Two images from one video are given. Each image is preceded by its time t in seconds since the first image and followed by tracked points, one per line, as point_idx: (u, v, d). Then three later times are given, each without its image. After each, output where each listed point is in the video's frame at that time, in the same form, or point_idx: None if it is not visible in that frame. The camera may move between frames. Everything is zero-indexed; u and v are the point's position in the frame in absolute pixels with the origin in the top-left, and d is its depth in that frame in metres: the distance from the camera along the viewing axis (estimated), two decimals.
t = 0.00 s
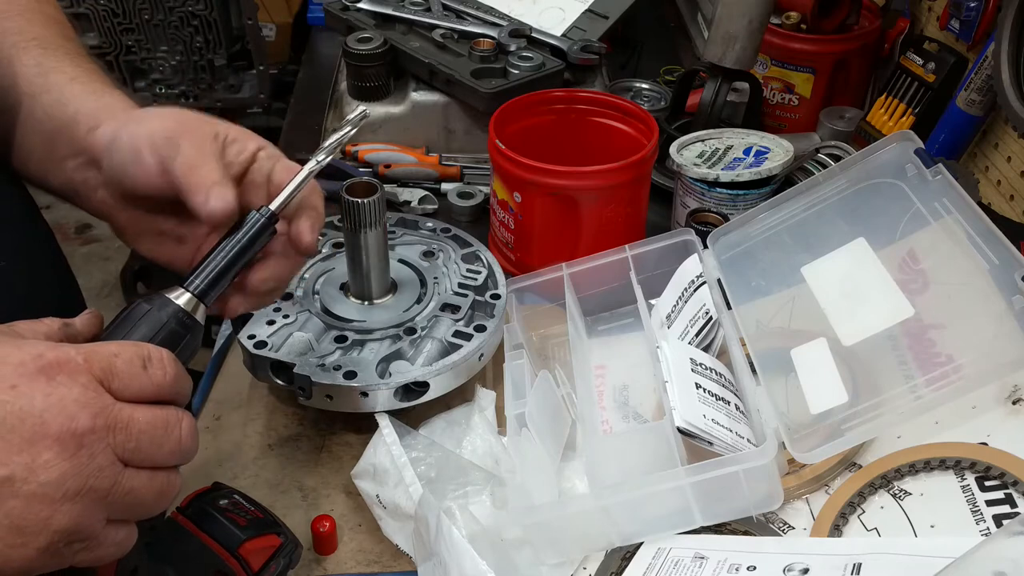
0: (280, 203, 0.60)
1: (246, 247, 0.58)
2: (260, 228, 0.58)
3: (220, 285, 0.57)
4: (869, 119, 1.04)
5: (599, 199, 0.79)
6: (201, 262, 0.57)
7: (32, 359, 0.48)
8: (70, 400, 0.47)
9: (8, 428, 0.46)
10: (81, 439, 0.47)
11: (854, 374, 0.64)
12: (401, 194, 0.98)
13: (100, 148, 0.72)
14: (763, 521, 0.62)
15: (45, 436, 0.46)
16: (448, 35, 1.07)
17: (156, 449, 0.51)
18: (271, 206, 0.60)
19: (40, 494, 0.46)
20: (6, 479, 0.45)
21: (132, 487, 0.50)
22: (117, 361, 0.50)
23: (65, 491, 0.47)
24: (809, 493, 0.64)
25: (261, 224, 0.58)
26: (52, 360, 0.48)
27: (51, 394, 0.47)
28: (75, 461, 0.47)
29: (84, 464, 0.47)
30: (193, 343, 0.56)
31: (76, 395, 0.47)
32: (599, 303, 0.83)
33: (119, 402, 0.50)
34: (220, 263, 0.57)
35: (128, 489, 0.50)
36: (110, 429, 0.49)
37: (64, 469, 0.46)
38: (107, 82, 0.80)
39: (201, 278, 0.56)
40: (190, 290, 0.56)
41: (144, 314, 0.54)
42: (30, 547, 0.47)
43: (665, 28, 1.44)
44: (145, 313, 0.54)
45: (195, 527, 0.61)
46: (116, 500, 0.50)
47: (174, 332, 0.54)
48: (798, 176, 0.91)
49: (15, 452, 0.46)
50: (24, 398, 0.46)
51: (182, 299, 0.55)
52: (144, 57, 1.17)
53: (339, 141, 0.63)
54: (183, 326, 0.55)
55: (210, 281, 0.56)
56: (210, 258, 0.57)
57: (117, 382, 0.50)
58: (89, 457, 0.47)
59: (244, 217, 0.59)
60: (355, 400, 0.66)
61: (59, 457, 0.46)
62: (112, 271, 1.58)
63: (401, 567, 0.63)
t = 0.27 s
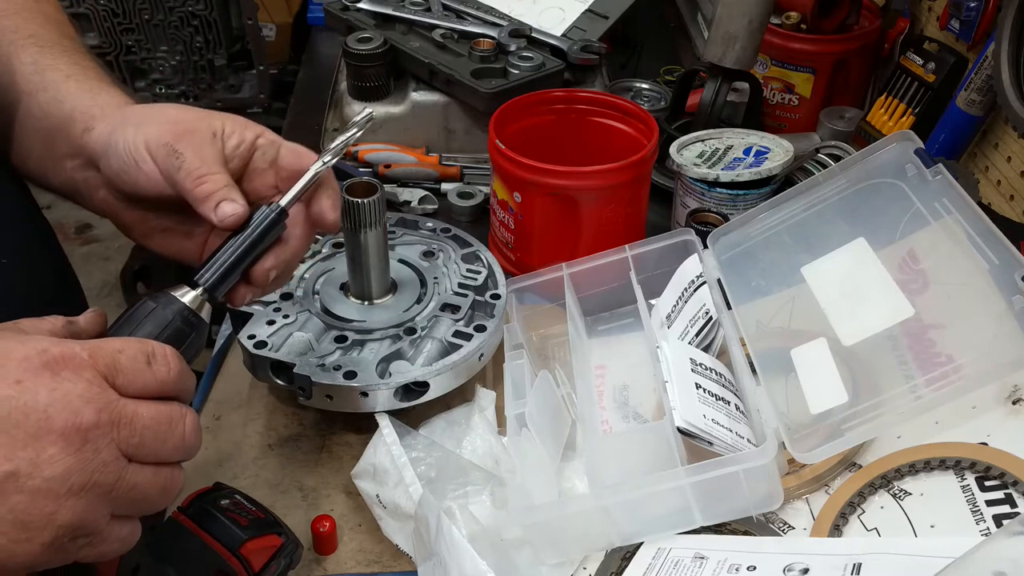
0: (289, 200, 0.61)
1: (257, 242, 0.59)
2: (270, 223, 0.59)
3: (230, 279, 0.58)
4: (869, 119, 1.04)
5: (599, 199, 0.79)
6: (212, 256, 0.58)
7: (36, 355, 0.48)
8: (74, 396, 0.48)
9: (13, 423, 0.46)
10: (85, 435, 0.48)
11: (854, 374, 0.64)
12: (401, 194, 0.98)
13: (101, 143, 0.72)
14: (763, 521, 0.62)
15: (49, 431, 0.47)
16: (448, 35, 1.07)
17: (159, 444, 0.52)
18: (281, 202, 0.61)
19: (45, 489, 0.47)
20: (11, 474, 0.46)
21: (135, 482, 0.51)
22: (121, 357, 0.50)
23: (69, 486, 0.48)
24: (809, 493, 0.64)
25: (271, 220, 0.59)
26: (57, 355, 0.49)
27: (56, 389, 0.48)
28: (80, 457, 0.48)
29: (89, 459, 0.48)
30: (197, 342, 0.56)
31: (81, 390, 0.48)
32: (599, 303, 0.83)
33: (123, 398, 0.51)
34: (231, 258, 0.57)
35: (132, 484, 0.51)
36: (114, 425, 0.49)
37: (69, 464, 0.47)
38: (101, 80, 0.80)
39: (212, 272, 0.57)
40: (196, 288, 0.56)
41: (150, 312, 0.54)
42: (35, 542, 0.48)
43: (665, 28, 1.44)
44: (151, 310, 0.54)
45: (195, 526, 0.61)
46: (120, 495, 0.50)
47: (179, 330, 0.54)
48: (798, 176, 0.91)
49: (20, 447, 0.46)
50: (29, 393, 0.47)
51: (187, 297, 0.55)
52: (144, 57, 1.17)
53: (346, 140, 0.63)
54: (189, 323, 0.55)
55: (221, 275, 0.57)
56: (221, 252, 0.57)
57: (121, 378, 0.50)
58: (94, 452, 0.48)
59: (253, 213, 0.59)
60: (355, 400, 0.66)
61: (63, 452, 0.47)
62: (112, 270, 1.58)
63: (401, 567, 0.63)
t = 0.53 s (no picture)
0: (303, 180, 0.61)
1: (272, 223, 0.59)
2: (284, 204, 0.59)
3: (245, 261, 0.58)
4: (869, 118, 1.04)
5: (599, 199, 0.79)
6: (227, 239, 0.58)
7: (35, 355, 0.49)
8: (73, 395, 0.48)
9: (11, 422, 0.47)
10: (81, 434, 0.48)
11: (854, 374, 0.64)
12: (401, 194, 0.98)
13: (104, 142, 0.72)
14: (763, 521, 0.62)
15: (47, 431, 0.47)
16: (448, 35, 1.07)
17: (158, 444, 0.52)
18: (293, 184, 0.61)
19: (42, 489, 0.47)
20: (9, 473, 0.46)
21: (133, 482, 0.51)
22: (119, 356, 0.50)
23: (67, 485, 0.48)
24: (809, 493, 0.64)
25: (285, 200, 0.59)
26: (54, 355, 0.49)
27: (54, 388, 0.48)
28: (78, 456, 0.48)
29: (87, 459, 0.48)
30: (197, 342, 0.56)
31: (79, 389, 0.48)
32: (599, 303, 0.83)
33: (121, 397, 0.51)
34: (245, 239, 0.58)
35: (130, 484, 0.51)
36: (112, 424, 0.49)
37: (67, 464, 0.48)
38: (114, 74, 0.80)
39: (227, 253, 0.57)
40: (194, 289, 0.56)
41: (149, 312, 0.54)
42: (34, 541, 0.48)
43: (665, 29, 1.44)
44: (150, 310, 0.54)
45: (195, 526, 0.61)
46: (118, 495, 0.51)
47: (178, 330, 0.54)
48: (798, 176, 0.91)
49: (18, 447, 0.47)
50: (27, 393, 0.47)
51: (185, 298, 0.55)
52: (144, 56, 1.17)
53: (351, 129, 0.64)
54: (187, 323, 0.55)
55: (235, 257, 0.57)
56: (235, 234, 0.58)
57: (119, 377, 0.50)
58: (92, 452, 0.49)
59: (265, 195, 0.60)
60: (355, 400, 0.66)
61: (61, 452, 0.48)
62: (112, 270, 1.58)
63: (401, 567, 0.63)
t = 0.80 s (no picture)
0: (304, 184, 0.62)
1: (273, 225, 0.59)
2: (285, 206, 0.60)
3: (245, 263, 0.58)
4: (869, 119, 1.05)
5: (599, 199, 0.79)
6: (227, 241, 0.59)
7: (33, 355, 0.49)
8: (72, 395, 0.48)
9: (10, 423, 0.47)
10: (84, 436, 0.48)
11: (854, 374, 0.64)
12: (401, 194, 0.98)
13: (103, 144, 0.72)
14: (763, 521, 0.62)
15: (46, 431, 0.47)
16: (448, 35, 1.07)
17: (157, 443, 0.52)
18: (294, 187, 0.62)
19: (42, 489, 0.47)
20: (9, 474, 0.46)
21: (133, 482, 0.51)
22: (117, 356, 0.50)
23: (67, 485, 0.48)
24: (809, 493, 0.64)
25: (286, 203, 0.60)
26: (53, 355, 0.49)
27: (52, 388, 0.48)
28: (77, 457, 0.48)
29: (86, 459, 0.48)
30: (196, 343, 0.56)
31: (78, 390, 0.48)
32: (599, 303, 0.83)
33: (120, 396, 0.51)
34: (246, 241, 0.58)
35: (129, 484, 0.51)
36: (111, 425, 0.49)
37: (66, 464, 0.48)
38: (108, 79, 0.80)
39: (227, 254, 0.57)
40: (195, 289, 0.56)
41: (148, 313, 0.54)
42: (32, 542, 0.48)
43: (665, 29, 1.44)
44: (149, 311, 0.54)
45: (195, 526, 0.61)
46: (117, 495, 0.51)
47: (177, 331, 0.54)
48: (798, 176, 0.91)
49: (17, 447, 0.47)
50: (26, 393, 0.47)
51: (185, 298, 0.55)
52: (144, 57, 1.17)
53: (352, 134, 0.64)
54: (187, 324, 0.55)
55: (236, 258, 0.57)
56: (235, 235, 0.58)
57: (117, 377, 0.50)
58: (91, 452, 0.49)
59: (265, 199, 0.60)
60: (355, 400, 0.66)
61: (60, 452, 0.48)
62: (112, 270, 1.58)
63: (401, 567, 0.63)
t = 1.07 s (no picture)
0: (303, 184, 0.62)
1: (272, 225, 0.59)
2: (285, 207, 0.60)
3: (245, 263, 0.58)
4: (869, 119, 1.05)
5: (599, 199, 0.79)
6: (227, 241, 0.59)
7: (29, 355, 0.49)
8: (67, 394, 0.48)
9: (6, 423, 0.47)
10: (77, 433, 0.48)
11: (854, 374, 0.64)
12: (401, 194, 0.98)
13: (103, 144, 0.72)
14: (763, 521, 0.62)
15: (42, 431, 0.47)
16: (449, 35, 1.07)
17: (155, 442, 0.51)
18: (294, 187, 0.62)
19: (38, 489, 0.47)
20: (6, 473, 0.47)
21: (131, 480, 0.51)
22: (113, 353, 0.50)
23: (62, 485, 0.48)
24: (809, 493, 0.64)
25: (286, 203, 0.60)
26: (48, 355, 0.49)
27: (48, 388, 0.48)
28: (73, 456, 0.48)
29: (83, 458, 0.48)
30: (196, 342, 0.56)
31: (74, 389, 0.48)
32: (600, 303, 0.83)
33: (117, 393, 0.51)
34: (246, 241, 0.58)
35: (127, 484, 0.51)
36: (107, 424, 0.49)
37: (62, 464, 0.48)
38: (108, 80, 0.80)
39: (227, 254, 0.57)
40: (194, 289, 0.56)
41: (148, 313, 0.54)
42: (29, 542, 0.48)
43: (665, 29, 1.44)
44: (149, 311, 0.54)
45: (194, 526, 0.61)
46: (115, 495, 0.51)
47: (177, 330, 0.54)
48: (798, 176, 0.91)
49: (14, 447, 0.47)
50: (22, 393, 0.48)
51: (185, 298, 0.55)
52: (144, 57, 1.17)
53: (353, 134, 0.64)
54: (186, 323, 0.55)
55: (236, 258, 0.57)
56: (235, 235, 0.58)
57: (114, 374, 0.50)
58: (88, 452, 0.49)
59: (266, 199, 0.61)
60: (355, 400, 0.66)
61: (57, 452, 0.48)
62: (112, 270, 1.58)
63: (401, 567, 0.63)
